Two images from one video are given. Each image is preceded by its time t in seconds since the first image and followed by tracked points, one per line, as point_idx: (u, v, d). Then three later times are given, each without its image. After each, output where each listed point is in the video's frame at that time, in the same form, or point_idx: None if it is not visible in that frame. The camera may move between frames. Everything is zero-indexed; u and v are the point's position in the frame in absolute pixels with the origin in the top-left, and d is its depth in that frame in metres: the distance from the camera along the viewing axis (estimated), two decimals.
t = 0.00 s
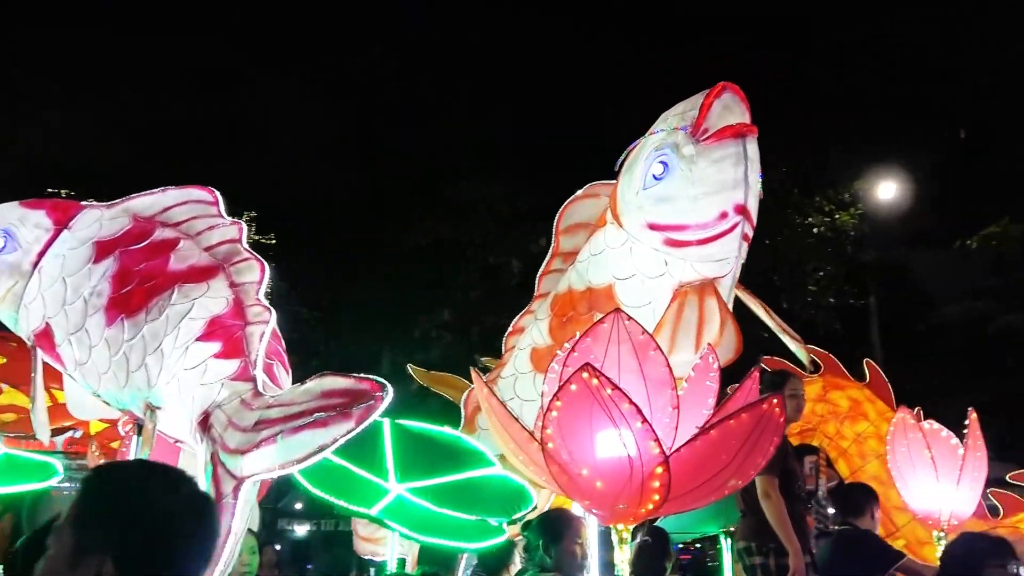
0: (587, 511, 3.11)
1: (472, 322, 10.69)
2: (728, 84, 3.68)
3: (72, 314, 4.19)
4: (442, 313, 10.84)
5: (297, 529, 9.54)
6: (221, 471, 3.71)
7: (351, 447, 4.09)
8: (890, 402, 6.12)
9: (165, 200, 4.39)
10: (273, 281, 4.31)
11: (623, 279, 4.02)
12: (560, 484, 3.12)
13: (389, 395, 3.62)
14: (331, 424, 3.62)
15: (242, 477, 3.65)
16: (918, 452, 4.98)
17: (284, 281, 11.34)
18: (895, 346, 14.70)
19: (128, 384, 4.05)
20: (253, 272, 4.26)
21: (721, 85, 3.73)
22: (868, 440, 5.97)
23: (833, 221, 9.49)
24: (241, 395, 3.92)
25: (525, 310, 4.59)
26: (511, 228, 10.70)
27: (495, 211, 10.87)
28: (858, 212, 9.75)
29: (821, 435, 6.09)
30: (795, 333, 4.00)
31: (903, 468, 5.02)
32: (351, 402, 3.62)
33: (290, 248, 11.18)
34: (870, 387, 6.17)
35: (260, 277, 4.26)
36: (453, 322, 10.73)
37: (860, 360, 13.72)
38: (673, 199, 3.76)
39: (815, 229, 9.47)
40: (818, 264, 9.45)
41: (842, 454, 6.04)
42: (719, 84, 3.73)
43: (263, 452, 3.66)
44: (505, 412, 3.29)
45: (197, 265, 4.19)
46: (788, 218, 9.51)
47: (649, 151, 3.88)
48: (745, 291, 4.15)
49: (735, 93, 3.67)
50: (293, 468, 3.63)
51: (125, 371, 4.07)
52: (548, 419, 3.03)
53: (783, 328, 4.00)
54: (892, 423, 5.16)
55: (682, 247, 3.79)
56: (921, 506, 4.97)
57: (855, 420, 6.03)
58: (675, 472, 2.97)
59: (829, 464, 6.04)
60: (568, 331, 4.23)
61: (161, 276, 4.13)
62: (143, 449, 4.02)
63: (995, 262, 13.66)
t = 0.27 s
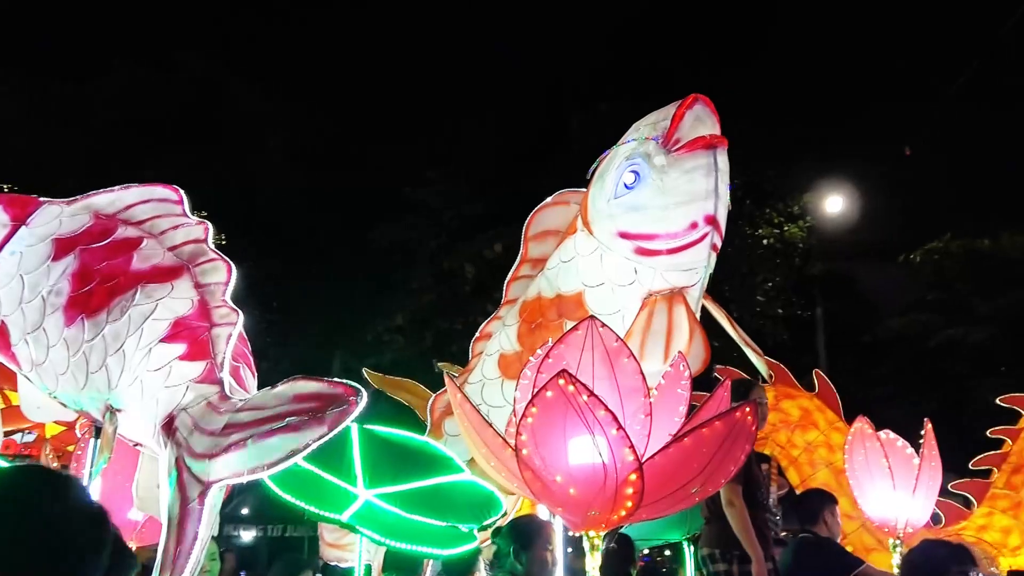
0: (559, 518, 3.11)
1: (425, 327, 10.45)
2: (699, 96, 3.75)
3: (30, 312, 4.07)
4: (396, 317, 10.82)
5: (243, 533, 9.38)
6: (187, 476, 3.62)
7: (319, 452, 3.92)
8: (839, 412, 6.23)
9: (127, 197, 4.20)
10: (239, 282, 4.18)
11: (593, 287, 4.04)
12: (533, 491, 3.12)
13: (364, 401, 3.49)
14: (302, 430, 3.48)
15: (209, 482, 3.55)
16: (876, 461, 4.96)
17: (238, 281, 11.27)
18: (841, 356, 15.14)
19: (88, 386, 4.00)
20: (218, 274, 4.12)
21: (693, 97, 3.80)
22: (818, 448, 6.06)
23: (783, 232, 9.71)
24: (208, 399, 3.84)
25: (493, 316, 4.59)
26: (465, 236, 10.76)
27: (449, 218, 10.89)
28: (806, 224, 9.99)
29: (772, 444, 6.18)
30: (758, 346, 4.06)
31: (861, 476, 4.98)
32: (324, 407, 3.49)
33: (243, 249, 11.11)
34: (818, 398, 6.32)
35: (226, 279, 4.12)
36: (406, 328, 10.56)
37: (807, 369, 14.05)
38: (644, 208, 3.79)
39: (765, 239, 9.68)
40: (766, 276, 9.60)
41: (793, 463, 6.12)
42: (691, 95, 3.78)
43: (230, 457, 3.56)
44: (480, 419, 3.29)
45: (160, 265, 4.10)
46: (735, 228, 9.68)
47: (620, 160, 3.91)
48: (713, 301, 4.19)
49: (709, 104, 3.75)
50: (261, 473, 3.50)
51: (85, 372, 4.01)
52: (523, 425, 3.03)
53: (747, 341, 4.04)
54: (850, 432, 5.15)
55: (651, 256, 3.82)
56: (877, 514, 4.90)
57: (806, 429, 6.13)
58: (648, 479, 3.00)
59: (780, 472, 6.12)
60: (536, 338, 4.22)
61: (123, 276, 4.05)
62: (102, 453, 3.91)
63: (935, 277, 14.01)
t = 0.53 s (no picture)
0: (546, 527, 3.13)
1: (390, 333, 10.65)
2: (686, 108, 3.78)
3: (4, 314, 3.98)
4: (363, 323, 10.90)
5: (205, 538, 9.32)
6: (169, 481, 3.76)
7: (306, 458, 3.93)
8: (806, 422, 6.24)
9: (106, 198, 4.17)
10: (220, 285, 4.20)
11: (577, 296, 4.01)
12: (522, 499, 3.14)
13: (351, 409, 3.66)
14: (290, 436, 3.66)
15: (193, 487, 3.71)
16: (852, 471, 4.99)
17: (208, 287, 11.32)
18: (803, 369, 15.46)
19: (64, 389, 3.91)
20: (200, 278, 4.11)
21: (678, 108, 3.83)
22: (784, 459, 6.12)
23: (747, 243, 9.91)
24: (189, 404, 3.94)
25: (475, 324, 4.60)
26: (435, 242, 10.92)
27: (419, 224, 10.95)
28: (771, 236, 10.16)
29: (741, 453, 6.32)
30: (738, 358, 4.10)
31: (837, 486, 5.01)
32: (311, 414, 3.66)
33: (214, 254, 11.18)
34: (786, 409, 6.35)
35: (207, 283, 4.11)
36: (372, 334, 10.73)
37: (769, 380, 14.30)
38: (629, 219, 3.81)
39: (730, 251, 9.90)
40: (730, 286, 9.73)
41: (760, 472, 6.23)
42: (677, 108, 3.83)
43: (215, 462, 3.72)
44: (470, 427, 3.29)
45: (140, 269, 4.08)
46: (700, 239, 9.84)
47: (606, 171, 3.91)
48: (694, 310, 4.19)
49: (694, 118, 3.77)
50: (247, 479, 3.68)
51: (61, 375, 3.93)
52: (513, 434, 3.05)
53: (728, 353, 4.07)
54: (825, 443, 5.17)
55: (636, 266, 3.82)
56: (852, 524, 4.95)
57: (773, 440, 6.19)
58: (637, 488, 3.04)
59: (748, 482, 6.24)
60: (519, 347, 4.20)
61: (102, 278, 4.01)
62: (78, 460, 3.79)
63: (896, 290, 14.26)
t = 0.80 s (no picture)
0: (535, 535, 3.15)
1: (356, 338, 10.64)
2: (672, 120, 3.83)
3: None
4: (327, 328, 10.88)
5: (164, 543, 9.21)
6: (153, 490, 3.52)
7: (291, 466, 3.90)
8: (772, 431, 6.34)
9: (85, 199, 4.09)
10: (204, 290, 4.06)
11: (563, 304, 3.97)
12: (512, 507, 3.16)
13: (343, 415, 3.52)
14: (280, 443, 3.48)
15: (179, 495, 3.49)
16: (829, 480, 5.06)
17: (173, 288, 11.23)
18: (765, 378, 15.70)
19: (41, 393, 3.83)
20: (183, 282, 4.00)
21: (664, 120, 3.87)
22: (750, 468, 6.19)
23: (712, 253, 10.00)
24: (174, 409, 3.74)
25: (458, 330, 4.53)
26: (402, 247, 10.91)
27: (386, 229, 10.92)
28: (736, 247, 10.23)
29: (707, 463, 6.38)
30: (721, 367, 4.15)
31: (814, 495, 5.08)
32: (303, 419, 3.50)
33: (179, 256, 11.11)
34: (753, 418, 6.45)
35: (191, 286, 4.00)
36: (337, 338, 10.71)
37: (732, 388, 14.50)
38: (616, 228, 3.82)
39: (696, 261, 10.01)
40: (695, 296, 9.83)
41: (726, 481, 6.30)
42: (663, 119, 3.87)
43: (203, 469, 3.51)
44: (460, 435, 3.28)
45: (121, 271, 3.97)
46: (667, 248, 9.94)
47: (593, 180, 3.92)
48: (677, 320, 4.23)
49: (680, 128, 3.81)
50: (235, 486, 3.48)
51: (39, 379, 3.85)
52: (505, 441, 3.06)
53: (711, 362, 4.12)
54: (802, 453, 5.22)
55: (622, 276, 3.84)
56: (829, 533, 5.01)
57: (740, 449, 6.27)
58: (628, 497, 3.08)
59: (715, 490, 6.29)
60: (504, 354, 4.12)
61: (81, 281, 3.94)
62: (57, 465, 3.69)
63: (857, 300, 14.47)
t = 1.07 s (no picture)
0: (528, 544, 3.14)
1: (324, 343, 10.58)
2: (662, 130, 3.79)
3: None
4: (294, 333, 10.79)
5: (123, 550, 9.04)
6: (140, 496, 3.35)
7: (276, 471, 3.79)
8: (743, 439, 6.37)
9: (69, 201, 3.97)
10: (191, 294, 3.90)
11: (552, 312, 3.98)
12: (505, 515, 3.15)
13: (338, 422, 3.35)
14: (274, 450, 3.30)
15: (166, 502, 3.30)
16: (810, 488, 5.01)
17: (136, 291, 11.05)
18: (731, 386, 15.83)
19: (22, 397, 3.67)
20: (168, 285, 3.84)
21: (655, 130, 3.84)
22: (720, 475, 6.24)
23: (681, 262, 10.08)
24: (161, 415, 3.54)
25: (444, 337, 4.54)
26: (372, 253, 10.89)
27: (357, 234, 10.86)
28: (705, 256, 10.33)
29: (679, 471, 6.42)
30: (707, 376, 4.17)
31: (794, 502, 5.02)
32: (297, 426, 3.32)
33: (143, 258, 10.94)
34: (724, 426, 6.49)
35: (177, 290, 3.82)
36: (306, 344, 10.64)
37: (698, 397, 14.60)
38: (607, 237, 3.80)
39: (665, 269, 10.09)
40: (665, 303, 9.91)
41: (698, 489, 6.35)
42: (653, 128, 3.83)
43: (192, 475, 3.32)
44: (453, 442, 3.29)
45: (105, 273, 3.86)
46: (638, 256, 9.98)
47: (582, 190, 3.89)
48: (664, 329, 4.26)
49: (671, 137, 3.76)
50: (225, 494, 3.31)
51: (20, 383, 3.68)
52: (500, 449, 3.07)
53: (698, 371, 4.14)
54: (783, 463, 5.21)
55: (610, 284, 3.84)
56: (809, 541, 4.96)
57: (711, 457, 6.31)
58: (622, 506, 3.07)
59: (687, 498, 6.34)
60: (491, 361, 4.10)
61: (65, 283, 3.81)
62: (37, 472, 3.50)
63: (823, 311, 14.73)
